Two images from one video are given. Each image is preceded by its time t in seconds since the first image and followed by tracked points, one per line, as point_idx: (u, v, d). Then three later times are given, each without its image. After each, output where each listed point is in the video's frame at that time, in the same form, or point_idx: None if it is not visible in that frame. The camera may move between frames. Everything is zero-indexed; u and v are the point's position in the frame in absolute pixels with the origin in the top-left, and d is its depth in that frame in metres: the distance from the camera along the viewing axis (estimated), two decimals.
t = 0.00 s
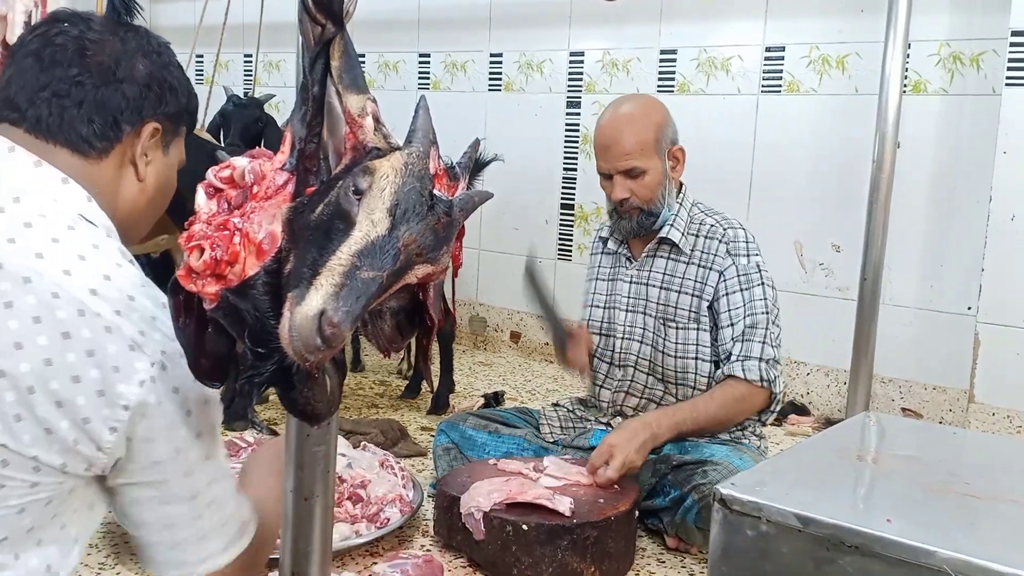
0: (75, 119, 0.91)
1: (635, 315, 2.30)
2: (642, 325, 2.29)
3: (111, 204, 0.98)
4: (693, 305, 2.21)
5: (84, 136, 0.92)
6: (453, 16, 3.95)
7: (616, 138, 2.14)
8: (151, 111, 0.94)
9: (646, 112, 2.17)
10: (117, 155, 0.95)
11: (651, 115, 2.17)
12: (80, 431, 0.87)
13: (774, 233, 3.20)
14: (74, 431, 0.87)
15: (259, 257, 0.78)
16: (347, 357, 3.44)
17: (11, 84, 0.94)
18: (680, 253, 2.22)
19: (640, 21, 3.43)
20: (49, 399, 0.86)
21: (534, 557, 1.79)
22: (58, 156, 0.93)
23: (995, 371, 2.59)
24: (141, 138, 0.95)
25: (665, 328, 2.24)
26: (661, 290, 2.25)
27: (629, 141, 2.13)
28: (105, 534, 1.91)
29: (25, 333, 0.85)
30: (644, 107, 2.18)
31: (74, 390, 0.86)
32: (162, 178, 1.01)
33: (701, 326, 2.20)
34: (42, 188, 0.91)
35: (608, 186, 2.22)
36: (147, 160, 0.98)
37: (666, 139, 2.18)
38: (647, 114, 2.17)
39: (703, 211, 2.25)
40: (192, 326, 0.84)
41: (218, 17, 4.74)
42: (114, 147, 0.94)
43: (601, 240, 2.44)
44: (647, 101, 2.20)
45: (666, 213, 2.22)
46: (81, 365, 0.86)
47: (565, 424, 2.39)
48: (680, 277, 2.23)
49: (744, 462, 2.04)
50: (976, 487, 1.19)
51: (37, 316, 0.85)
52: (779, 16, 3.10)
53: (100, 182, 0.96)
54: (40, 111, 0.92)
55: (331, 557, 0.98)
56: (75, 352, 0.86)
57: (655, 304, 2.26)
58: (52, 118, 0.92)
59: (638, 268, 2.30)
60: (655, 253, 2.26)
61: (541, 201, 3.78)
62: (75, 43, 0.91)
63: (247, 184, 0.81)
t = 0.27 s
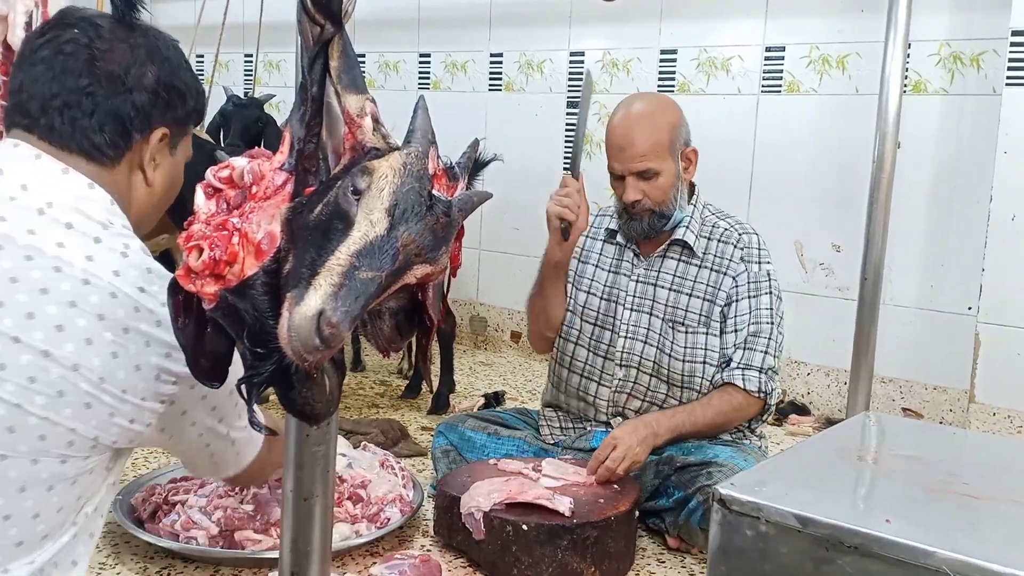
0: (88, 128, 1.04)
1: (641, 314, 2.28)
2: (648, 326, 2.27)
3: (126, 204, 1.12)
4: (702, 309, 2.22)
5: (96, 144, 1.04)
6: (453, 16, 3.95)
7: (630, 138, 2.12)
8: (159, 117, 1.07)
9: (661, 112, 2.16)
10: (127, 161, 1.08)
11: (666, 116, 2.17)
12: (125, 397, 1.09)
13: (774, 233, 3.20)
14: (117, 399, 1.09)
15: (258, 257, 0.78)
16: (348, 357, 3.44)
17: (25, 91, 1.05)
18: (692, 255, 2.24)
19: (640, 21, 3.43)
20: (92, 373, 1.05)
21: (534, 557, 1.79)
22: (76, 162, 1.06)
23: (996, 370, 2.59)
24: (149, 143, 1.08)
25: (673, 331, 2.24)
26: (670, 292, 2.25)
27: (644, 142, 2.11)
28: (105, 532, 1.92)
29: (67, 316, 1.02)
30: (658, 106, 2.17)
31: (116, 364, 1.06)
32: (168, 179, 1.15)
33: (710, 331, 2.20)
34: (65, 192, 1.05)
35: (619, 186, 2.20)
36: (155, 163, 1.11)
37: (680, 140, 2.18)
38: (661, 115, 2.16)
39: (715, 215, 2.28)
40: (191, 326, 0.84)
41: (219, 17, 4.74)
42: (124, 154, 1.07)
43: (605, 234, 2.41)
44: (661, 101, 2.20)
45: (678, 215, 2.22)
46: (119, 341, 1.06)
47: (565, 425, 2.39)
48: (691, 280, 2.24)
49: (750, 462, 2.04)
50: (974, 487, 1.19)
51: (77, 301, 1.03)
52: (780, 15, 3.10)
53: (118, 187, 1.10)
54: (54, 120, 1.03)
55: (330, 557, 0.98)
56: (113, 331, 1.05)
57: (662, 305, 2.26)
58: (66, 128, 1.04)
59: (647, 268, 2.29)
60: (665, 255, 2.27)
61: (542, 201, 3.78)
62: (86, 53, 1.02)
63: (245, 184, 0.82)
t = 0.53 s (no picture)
0: (106, 139, 1.05)
1: (647, 321, 2.30)
2: (654, 332, 2.28)
3: (139, 211, 1.14)
4: (707, 315, 2.21)
5: (114, 155, 1.06)
6: (457, 16, 3.95)
7: (632, 140, 2.11)
8: (174, 129, 1.08)
9: (663, 115, 2.15)
10: (141, 172, 1.10)
11: (669, 119, 2.16)
12: (146, 397, 1.12)
13: (779, 233, 3.19)
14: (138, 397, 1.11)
15: (262, 257, 0.78)
16: (352, 357, 3.44)
17: (43, 100, 1.04)
18: (696, 261, 2.22)
19: (644, 22, 3.43)
20: (117, 373, 1.08)
21: (538, 557, 1.79)
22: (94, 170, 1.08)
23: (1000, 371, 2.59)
24: (163, 155, 1.10)
25: (680, 337, 2.24)
26: (674, 298, 2.26)
27: (645, 146, 2.10)
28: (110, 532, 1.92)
29: (93, 317, 1.05)
30: (661, 109, 2.16)
31: (139, 364, 1.09)
32: (178, 184, 1.17)
33: (717, 338, 2.20)
34: (90, 198, 1.06)
35: (622, 190, 2.18)
36: (167, 172, 1.13)
37: (683, 143, 2.16)
38: (664, 117, 2.15)
39: (720, 219, 2.26)
40: (197, 326, 0.84)
41: (223, 18, 4.74)
42: (139, 165, 1.09)
43: (610, 239, 2.41)
44: (664, 103, 2.19)
45: (681, 220, 2.21)
46: (140, 342, 1.09)
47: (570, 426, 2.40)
48: (695, 285, 2.23)
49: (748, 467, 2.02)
50: (979, 487, 1.19)
51: (102, 303, 1.05)
52: (784, 15, 3.10)
53: (133, 195, 1.12)
54: (74, 132, 1.04)
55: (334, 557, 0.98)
56: (135, 332, 1.08)
57: (667, 311, 2.26)
58: (85, 138, 1.05)
59: (651, 274, 2.29)
60: (668, 261, 2.26)
61: (546, 201, 3.78)
62: (105, 66, 1.02)
63: (250, 184, 0.82)
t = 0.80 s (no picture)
0: (115, 135, 1.06)
1: (655, 317, 2.30)
2: (663, 328, 2.29)
3: (145, 208, 1.15)
4: (715, 311, 2.21)
5: (121, 150, 1.07)
6: (463, 17, 3.95)
7: (642, 139, 2.12)
8: (182, 125, 1.09)
9: (673, 113, 2.16)
10: (149, 168, 1.10)
11: (679, 116, 2.16)
12: (135, 406, 1.14)
13: (785, 233, 3.19)
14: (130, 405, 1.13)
15: (270, 257, 0.78)
16: (358, 358, 3.45)
17: (53, 96, 1.07)
18: (706, 258, 2.22)
19: (650, 22, 3.43)
20: (106, 381, 1.09)
21: (544, 556, 1.79)
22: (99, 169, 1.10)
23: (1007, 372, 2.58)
24: (172, 150, 1.10)
25: (685, 333, 2.25)
26: (684, 294, 2.26)
27: (655, 144, 2.11)
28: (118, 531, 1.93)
29: (82, 321, 1.07)
30: (671, 107, 2.16)
31: (127, 371, 1.11)
32: (187, 185, 1.17)
33: (723, 334, 2.19)
34: (88, 201, 1.09)
35: (632, 188, 2.20)
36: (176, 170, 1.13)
37: (693, 141, 2.16)
38: (674, 115, 2.15)
39: (731, 217, 2.25)
40: (204, 326, 0.84)
41: (230, 19, 4.76)
42: (146, 160, 1.10)
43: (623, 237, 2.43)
44: (674, 101, 2.19)
45: (692, 217, 2.19)
46: (131, 349, 1.10)
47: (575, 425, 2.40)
48: (705, 282, 2.23)
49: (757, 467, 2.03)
50: (986, 488, 1.19)
51: (92, 307, 1.07)
52: (790, 16, 3.09)
53: (139, 192, 1.13)
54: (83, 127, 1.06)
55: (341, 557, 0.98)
56: (125, 338, 1.10)
57: (677, 307, 2.27)
58: (93, 135, 1.07)
59: (661, 270, 2.30)
60: (679, 257, 2.26)
61: (552, 202, 3.78)
62: (114, 60, 1.05)
63: (257, 184, 0.81)
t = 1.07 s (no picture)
0: (122, 128, 1.05)
1: (657, 315, 2.29)
2: (663, 326, 2.28)
3: (151, 206, 1.13)
4: (715, 308, 2.19)
5: (128, 144, 1.06)
6: (471, 18, 3.95)
7: (646, 135, 2.12)
8: (192, 122, 1.07)
9: (677, 110, 2.16)
10: (157, 163, 1.09)
11: (683, 114, 2.16)
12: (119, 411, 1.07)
13: (793, 234, 3.18)
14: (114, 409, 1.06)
15: (278, 257, 0.78)
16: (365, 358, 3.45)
17: (61, 91, 1.06)
18: (707, 256, 2.21)
19: (657, 23, 3.42)
20: (84, 383, 1.04)
21: (551, 557, 1.79)
22: (101, 164, 1.08)
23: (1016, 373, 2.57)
24: (180, 148, 1.08)
25: (685, 330, 2.24)
26: (685, 292, 2.24)
27: (659, 140, 2.11)
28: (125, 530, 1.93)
29: (63, 319, 1.03)
30: (675, 106, 2.16)
31: (108, 372, 1.05)
32: (196, 185, 1.15)
33: (723, 329, 2.18)
34: (80, 196, 1.07)
35: (637, 185, 2.20)
36: (184, 168, 1.12)
37: (697, 138, 2.16)
38: (679, 113, 2.16)
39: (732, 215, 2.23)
40: (213, 325, 0.84)
41: (238, 20, 4.77)
42: (154, 156, 1.08)
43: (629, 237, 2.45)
44: (678, 100, 2.19)
45: (695, 213, 2.20)
46: (114, 350, 1.04)
47: (582, 426, 2.40)
48: (705, 279, 2.21)
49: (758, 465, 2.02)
50: (994, 489, 1.18)
51: (75, 305, 1.03)
52: (798, 16, 3.09)
53: (143, 190, 1.11)
54: (88, 120, 1.04)
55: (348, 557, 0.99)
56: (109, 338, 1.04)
57: (677, 305, 2.25)
58: (99, 127, 1.05)
59: (663, 268, 2.30)
60: (681, 256, 2.26)
61: (559, 202, 3.78)
62: (123, 55, 1.04)
63: (265, 184, 0.80)
